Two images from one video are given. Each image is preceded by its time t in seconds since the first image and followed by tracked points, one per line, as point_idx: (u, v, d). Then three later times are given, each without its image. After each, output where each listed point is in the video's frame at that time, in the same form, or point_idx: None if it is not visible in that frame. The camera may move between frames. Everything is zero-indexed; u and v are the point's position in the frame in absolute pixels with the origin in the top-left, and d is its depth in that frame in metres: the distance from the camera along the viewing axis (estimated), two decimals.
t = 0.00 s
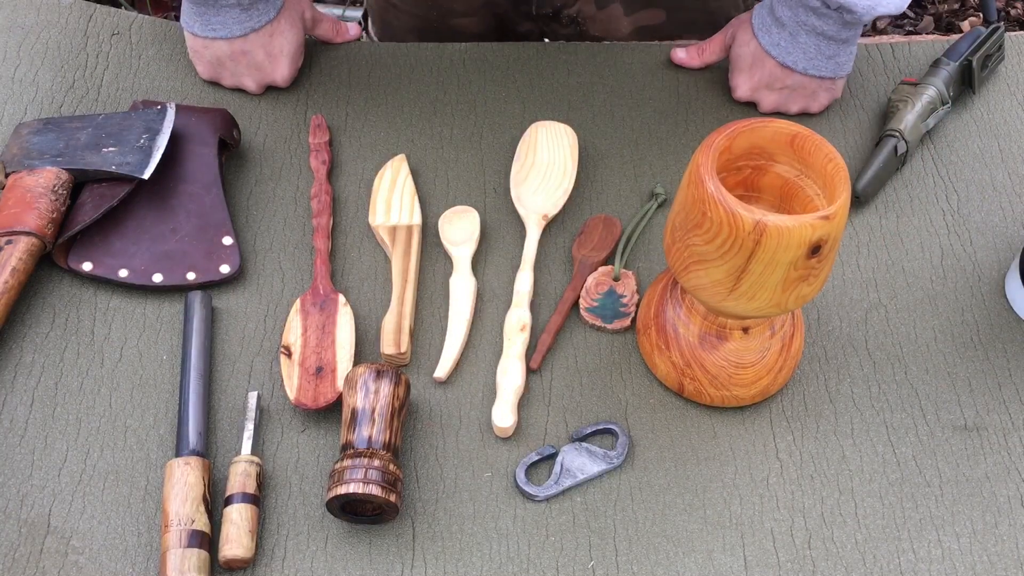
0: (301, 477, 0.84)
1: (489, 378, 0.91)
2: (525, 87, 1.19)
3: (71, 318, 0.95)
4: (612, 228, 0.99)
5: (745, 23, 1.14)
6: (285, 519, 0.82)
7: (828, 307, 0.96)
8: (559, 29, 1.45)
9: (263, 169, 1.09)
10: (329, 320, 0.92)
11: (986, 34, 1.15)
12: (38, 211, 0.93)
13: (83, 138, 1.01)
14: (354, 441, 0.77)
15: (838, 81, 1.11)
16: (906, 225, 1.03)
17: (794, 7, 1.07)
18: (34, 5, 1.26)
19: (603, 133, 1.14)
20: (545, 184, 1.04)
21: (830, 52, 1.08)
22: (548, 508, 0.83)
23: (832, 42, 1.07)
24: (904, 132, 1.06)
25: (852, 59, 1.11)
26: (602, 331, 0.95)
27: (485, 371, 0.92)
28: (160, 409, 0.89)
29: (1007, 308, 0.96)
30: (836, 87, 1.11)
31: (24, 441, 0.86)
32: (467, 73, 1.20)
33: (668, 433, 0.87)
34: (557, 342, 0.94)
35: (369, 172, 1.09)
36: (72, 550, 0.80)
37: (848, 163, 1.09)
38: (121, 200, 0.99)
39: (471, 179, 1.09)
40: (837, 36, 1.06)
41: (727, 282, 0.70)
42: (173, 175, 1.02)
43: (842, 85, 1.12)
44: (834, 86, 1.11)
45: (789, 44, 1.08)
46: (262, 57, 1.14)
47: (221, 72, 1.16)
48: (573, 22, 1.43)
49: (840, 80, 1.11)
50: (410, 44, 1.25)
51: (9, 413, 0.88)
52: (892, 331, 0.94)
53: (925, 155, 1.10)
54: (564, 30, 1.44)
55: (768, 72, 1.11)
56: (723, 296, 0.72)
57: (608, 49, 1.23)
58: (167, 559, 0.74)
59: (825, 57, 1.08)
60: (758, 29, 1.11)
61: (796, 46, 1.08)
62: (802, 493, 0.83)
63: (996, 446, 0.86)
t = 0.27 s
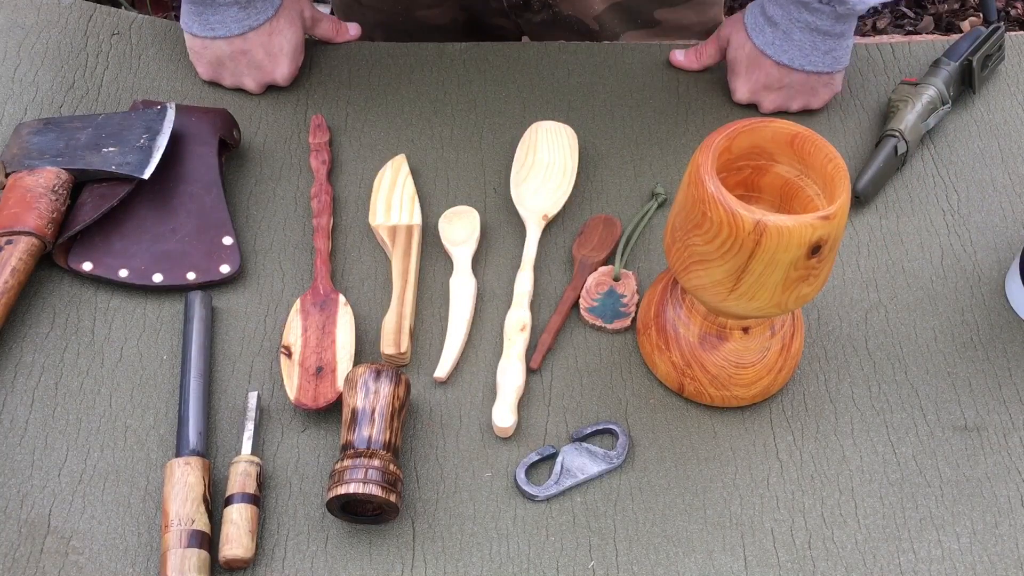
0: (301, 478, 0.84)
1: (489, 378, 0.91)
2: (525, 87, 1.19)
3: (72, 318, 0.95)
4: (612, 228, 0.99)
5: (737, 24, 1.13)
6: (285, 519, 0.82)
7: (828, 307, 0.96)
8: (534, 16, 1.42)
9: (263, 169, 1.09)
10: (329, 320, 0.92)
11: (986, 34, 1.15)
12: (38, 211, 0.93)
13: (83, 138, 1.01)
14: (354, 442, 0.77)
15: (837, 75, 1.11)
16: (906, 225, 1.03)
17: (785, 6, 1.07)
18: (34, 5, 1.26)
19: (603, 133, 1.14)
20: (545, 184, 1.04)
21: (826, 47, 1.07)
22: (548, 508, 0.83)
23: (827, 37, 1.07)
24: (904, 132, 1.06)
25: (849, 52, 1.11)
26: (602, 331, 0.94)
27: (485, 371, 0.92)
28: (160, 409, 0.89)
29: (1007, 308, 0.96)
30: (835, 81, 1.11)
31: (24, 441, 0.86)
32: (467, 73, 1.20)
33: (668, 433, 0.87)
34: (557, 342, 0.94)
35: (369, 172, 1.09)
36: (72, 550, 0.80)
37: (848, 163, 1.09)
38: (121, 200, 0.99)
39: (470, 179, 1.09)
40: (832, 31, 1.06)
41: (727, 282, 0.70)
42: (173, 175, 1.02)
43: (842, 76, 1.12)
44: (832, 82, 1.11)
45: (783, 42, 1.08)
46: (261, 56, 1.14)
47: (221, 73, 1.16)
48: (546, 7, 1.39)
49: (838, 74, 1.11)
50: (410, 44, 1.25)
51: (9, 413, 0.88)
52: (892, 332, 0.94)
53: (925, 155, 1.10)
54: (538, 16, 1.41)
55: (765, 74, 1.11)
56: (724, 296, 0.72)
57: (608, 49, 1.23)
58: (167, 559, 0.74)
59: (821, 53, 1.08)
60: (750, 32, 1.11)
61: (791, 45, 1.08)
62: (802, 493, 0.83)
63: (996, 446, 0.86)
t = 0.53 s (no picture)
0: (301, 478, 0.84)
1: (489, 378, 0.91)
2: (525, 87, 1.19)
3: (72, 318, 0.95)
4: (612, 228, 0.99)
5: (733, 28, 1.13)
6: (285, 519, 0.82)
7: (828, 307, 0.96)
8: (511, 20, 1.45)
9: (263, 169, 1.09)
10: (329, 320, 0.92)
11: (986, 34, 1.15)
12: (38, 211, 0.93)
13: (83, 138, 1.01)
14: (354, 442, 0.77)
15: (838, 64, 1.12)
16: (906, 225, 1.03)
17: (785, 8, 1.07)
18: (34, 5, 1.26)
19: (603, 133, 1.14)
20: (546, 184, 1.04)
21: (829, 39, 1.08)
22: (548, 508, 0.83)
23: (830, 29, 1.07)
24: (904, 132, 1.06)
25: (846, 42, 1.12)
26: (602, 331, 0.94)
27: (485, 372, 0.92)
28: (160, 409, 0.89)
29: (1008, 308, 0.96)
30: (836, 70, 1.12)
31: (24, 441, 0.86)
32: (467, 72, 1.20)
33: (668, 433, 0.87)
34: (557, 342, 0.94)
35: (369, 172, 1.09)
36: (72, 550, 0.80)
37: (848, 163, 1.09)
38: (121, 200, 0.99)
39: (470, 179, 1.09)
40: (834, 23, 1.07)
41: (727, 282, 0.70)
42: (173, 175, 1.02)
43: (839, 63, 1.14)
44: (834, 71, 1.12)
45: (787, 41, 1.08)
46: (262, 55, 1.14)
47: (221, 73, 1.16)
48: (523, 12, 1.42)
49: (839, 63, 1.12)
50: (410, 44, 1.25)
51: (9, 413, 0.88)
52: (892, 332, 0.94)
53: (926, 155, 1.10)
54: (515, 20, 1.44)
55: (772, 75, 1.11)
56: (724, 296, 0.72)
57: (608, 49, 1.23)
58: (167, 559, 0.74)
59: (826, 46, 1.08)
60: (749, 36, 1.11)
61: (796, 43, 1.08)
62: (802, 493, 0.83)
63: (996, 446, 0.86)
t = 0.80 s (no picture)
0: (301, 478, 0.84)
1: (489, 378, 0.91)
2: (525, 87, 1.19)
3: (71, 318, 0.95)
4: (612, 228, 0.99)
5: (734, 28, 1.13)
6: (285, 519, 0.82)
7: (828, 307, 0.96)
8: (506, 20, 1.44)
9: (263, 169, 1.09)
10: (329, 320, 0.92)
11: (986, 34, 1.15)
12: (38, 211, 0.93)
13: (83, 138, 1.01)
14: (354, 442, 0.77)
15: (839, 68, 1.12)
16: (906, 225, 1.03)
17: (787, 7, 1.08)
18: (34, 5, 1.26)
19: (603, 133, 1.14)
20: (546, 184, 1.04)
21: (830, 41, 1.09)
22: (548, 508, 0.83)
23: (830, 30, 1.08)
24: (904, 132, 1.06)
25: (846, 45, 1.12)
26: (602, 331, 0.94)
27: (485, 372, 0.92)
28: (160, 409, 0.89)
29: (1007, 308, 0.96)
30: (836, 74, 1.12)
31: (24, 441, 0.86)
32: (467, 73, 1.20)
33: (668, 433, 0.87)
34: (557, 342, 0.94)
35: (369, 172, 1.09)
36: (72, 550, 0.80)
37: (848, 163, 1.09)
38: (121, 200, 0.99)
39: (470, 179, 1.09)
40: (835, 24, 1.07)
41: (727, 282, 0.70)
42: (173, 175, 1.02)
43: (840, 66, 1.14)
44: (835, 74, 1.12)
45: (787, 41, 1.09)
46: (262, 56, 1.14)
47: (221, 74, 1.16)
48: (515, 11, 1.41)
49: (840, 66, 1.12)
50: (410, 45, 1.25)
51: (9, 413, 0.88)
52: (892, 331, 0.94)
53: (925, 155, 1.10)
54: (509, 20, 1.43)
55: (772, 75, 1.11)
56: (724, 296, 0.72)
57: (608, 49, 1.23)
58: (167, 559, 0.74)
59: (826, 48, 1.09)
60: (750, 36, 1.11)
61: (796, 45, 1.08)
62: (802, 493, 0.83)
63: (996, 446, 0.86)
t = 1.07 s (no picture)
0: (301, 478, 0.84)
1: (489, 378, 0.91)
2: (525, 87, 1.19)
3: (72, 318, 0.95)
4: (612, 228, 0.99)
5: (734, 28, 1.13)
6: (285, 519, 0.82)
7: (828, 307, 0.96)
8: (499, 19, 1.43)
9: (263, 169, 1.09)
10: (329, 320, 0.92)
11: (986, 34, 1.15)
12: (38, 211, 0.93)
13: (83, 138, 1.01)
14: (354, 442, 0.77)
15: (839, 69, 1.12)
16: (906, 225, 1.03)
17: (785, 8, 1.08)
18: (34, 5, 1.26)
19: (603, 133, 1.14)
20: (546, 184, 1.04)
21: (829, 41, 1.09)
22: (548, 508, 0.83)
23: (830, 31, 1.08)
24: (904, 132, 1.06)
25: (846, 45, 1.12)
26: (602, 331, 0.94)
27: (485, 372, 0.92)
28: (160, 409, 0.89)
29: (1007, 308, 0.96)
30: (836, 75, 1.12)
31: (24, 441, 0.86)
32: (467, 73, 1.20)
33: (668, 433, 0.87)
34: (557, 342, 0.94)
35: (368, 172, 1.09)
36: (72, 550, 0.80)
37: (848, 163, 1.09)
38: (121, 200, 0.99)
39: (471, 179, 1.09)
40: (835, 25, 1.07)
41: (727, 282, 0.70)
42: (173, 175, 1.02)
43: (841, 67, 1.14)
44: (835, 75, 1.12)
45: (787, 42, 1.09)
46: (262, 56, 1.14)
47: (221, 75, 1.16)
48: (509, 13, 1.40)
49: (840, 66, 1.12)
50: (410, 45, 1.25)
51: (9, 413, 0.88)
52: (892, 331, 0.94)
53: (925, 155, 1.10)
54: (503, 20, 1.42)
55: (772, 76, 1.11)
56: (724, 296, 0.72)
57: (608, 49, 1.23)
58: (167, 559, 0.74)
59: (826, 48, 1.09)
60: (750, 36, 1.11)
61: (796, 45, 1.08)
62: (802, 493, 0.83)
63: (996, 446, 0.86)
